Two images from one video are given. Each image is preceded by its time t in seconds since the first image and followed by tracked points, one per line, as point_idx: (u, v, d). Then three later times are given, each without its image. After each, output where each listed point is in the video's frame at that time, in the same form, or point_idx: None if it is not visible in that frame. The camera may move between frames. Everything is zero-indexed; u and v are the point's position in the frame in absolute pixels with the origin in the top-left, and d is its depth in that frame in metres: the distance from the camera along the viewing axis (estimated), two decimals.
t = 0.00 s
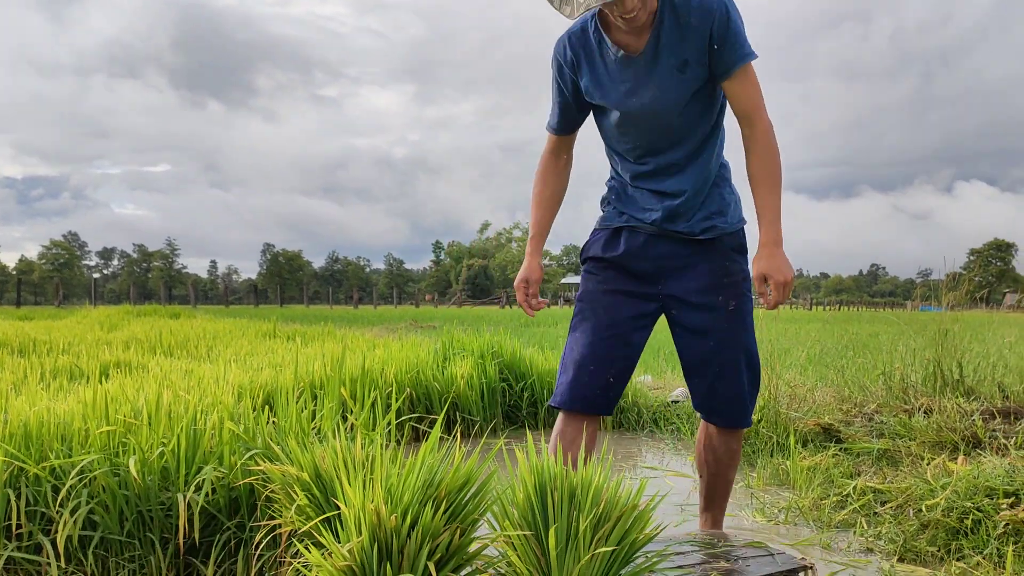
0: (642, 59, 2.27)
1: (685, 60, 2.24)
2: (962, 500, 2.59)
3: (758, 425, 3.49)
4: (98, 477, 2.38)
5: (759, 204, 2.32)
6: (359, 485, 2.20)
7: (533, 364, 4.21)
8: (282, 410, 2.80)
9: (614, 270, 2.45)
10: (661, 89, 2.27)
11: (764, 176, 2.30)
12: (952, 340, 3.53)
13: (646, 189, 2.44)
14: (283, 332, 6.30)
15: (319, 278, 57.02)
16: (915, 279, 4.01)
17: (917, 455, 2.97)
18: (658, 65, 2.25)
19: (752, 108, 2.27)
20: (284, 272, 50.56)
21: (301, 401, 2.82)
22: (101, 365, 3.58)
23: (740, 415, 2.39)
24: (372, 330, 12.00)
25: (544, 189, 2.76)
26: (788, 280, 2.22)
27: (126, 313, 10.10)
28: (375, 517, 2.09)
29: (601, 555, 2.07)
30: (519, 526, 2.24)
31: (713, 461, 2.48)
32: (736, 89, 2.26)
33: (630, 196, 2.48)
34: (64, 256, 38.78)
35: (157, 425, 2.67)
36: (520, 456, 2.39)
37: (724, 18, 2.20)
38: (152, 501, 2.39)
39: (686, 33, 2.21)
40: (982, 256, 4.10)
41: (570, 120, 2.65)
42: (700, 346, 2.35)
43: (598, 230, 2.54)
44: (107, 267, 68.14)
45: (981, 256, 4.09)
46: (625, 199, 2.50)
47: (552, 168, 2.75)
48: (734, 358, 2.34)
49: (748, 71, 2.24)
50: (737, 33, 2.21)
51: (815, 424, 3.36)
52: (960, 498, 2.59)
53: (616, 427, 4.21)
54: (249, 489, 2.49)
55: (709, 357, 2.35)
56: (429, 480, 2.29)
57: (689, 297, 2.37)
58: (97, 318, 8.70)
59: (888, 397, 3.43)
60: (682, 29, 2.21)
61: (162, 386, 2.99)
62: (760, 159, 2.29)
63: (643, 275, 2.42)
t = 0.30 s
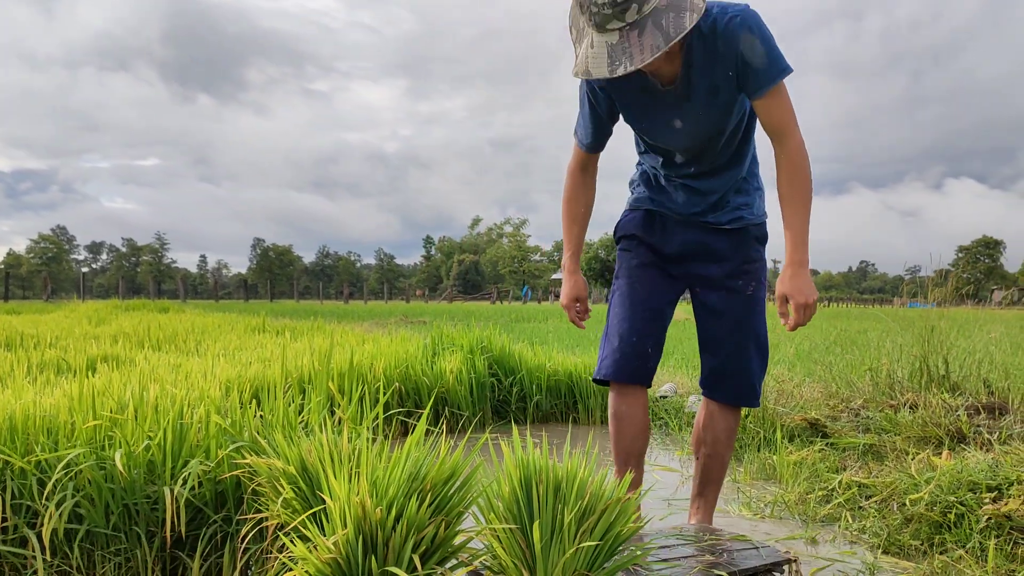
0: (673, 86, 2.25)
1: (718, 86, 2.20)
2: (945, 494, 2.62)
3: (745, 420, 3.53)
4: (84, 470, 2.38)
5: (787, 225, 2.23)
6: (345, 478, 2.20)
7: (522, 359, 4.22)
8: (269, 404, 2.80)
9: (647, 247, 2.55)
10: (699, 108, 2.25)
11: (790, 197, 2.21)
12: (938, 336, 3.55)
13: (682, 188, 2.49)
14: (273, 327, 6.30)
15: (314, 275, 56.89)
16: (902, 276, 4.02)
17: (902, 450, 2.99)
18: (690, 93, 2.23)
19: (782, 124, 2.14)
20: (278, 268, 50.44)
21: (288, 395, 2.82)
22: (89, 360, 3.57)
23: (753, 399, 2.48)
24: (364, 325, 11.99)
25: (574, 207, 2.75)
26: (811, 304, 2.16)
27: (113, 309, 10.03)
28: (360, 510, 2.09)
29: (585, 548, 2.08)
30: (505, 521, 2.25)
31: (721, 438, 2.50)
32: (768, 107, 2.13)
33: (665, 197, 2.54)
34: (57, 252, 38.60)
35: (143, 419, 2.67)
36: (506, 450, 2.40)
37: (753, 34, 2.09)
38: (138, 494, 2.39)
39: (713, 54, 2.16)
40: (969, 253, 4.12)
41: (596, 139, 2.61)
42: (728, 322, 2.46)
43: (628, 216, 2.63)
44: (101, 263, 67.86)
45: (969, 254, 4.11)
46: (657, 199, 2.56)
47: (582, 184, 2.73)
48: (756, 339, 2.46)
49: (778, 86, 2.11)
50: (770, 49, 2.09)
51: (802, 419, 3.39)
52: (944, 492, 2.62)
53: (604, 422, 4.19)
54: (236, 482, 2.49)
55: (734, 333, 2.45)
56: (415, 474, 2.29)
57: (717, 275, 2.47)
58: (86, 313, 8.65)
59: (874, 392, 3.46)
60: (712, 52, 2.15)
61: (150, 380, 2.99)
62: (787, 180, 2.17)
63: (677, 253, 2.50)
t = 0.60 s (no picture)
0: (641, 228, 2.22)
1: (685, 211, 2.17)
2: (931, 494, 2.63)
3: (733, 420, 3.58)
4: (70, 469, 2.37)
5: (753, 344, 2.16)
6: (331, 478, 2.19)
7: (512, 357, 4.23)
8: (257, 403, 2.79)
9: (645, 266, 2.62)
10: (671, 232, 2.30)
11: (756, 321, 2.12)
12: (925, 336, 3.57)
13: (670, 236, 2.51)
14: (262, 325, 6.28)
15: (309, 270, 56.76)
16: (890, 275, 4.04)
17: (888, 450, 3.01)
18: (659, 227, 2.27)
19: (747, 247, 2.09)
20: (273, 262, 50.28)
21: (276, 394, 2.81)
22: (77, 358, 3.56)
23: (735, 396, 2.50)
24: (355, 321, 11.98)
25: (542, 301, 2.51)
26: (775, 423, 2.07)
27: (102, 304, 9.97)
28: (347, 511, 2.08)
29: (572, 548, 2.08)
30: (493, 520, 2.25)
31: (714, 437, 2.52)
32: (730, 230, 2.08)
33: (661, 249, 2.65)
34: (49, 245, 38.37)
35: (130, 418, 2.66)
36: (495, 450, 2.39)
37: (710, 178, 2.04)
38: (124, 494, 2.38)
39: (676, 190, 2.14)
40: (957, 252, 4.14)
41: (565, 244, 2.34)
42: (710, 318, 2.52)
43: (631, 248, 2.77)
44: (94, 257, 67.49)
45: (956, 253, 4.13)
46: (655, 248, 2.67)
47: (552, 279, 2.46)
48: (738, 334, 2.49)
49: (735, 220, 2.06)
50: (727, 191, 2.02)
51: (790, 419, 3.41)
52: (930, 492, 2.63)
53: (594, 420, 4.21)
54: (223, 482, 2.48)
55: (718, 328, 2.49)
56: (402, 474, 2.29)
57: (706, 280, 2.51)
58: (76, 309, 8.60)
59: (862, 392, 3.48)
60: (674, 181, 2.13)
61: (137, 378, 2.98)
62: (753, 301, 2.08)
63: (674, 270, 2.55)
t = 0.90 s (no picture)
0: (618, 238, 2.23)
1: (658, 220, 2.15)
2: (914, 495, 2.65)
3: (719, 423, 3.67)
4: (52, 471, 2.34)
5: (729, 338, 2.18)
6: (315, 480, 2.17)
7: (499, 359, 4.23)
8: (241, 405, 2.78)
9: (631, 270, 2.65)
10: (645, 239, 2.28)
11: (730, 318, 2.13)
12: (909, 339, 3.60)
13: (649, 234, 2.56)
14: (249, 326, 6.26)
15: (301, 271, 56.57)
16: (875, 279, 4.07)
17: (872, 452, 3.03)
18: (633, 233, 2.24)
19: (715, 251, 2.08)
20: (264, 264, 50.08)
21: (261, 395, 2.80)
22: (61, 360, 3.53)
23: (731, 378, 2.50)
24: (344, 323, 11.95)
25: (533, 321, 2.52)
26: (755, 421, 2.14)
27: (88, 305, 9.90)
28: (330, 513, 2.07)
29: (556, 550, 2.07)
30: (477, 521, 2.23)
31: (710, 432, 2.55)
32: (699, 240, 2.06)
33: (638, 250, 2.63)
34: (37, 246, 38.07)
35: (113, 420, 2.63)
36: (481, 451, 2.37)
37: (679, 191, 2.01)
38: (107, 496, 2.36)
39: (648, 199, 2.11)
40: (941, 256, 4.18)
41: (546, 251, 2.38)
42: (704, 303, 2.51)
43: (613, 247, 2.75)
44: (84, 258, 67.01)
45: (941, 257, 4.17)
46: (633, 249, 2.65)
47: (540, 296, 2.49)
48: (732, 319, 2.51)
49: (705, 229, 2.04)
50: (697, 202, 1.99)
51: (776, 421, 3.44)
52: (913, 494, 2.65)
53: (581, 422, 4.23)
54: (206, 484, 2.46)
55: (712, 312, 2.47)
56: (386, 476, 2.27)
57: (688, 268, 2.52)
58: (61, 311, 8.53)
59: (846, 395, 3.51)
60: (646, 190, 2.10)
61: (121, 380, 2.96)
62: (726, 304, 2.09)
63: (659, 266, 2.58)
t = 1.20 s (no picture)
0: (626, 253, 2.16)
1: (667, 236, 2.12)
2: (902, 502, 2.65)
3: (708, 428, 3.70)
4: (37, 480, 2.33)
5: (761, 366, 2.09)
6: (301, 489, 2.16)
7: (489, 365, 4.24)
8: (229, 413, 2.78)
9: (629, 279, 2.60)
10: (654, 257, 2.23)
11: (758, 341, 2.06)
12: (898, 345, 3.62)
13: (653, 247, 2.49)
14: (239, 333, 6.27)
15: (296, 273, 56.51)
16: (865, 284, 4.10)
17: (861, 458, 3.06)
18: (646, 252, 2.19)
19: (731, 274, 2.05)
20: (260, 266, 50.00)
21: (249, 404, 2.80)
22: (48, 366, 3.51)
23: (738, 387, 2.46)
24: (337, 328, 11.97)
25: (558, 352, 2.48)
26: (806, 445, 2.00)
27: (79, 311, 9.90)
28: (316, 522, 2.06)
29: (543, 559, 2.07)
30: (465, 531, 2.23)
31: (724, 442, 2.49)
32: (717, 260, 2.03)
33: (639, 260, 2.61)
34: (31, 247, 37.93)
35: (99, 428, 2.62)
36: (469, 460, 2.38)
37: (694, 208, 1.98)
38: (93, 505, 2.34)
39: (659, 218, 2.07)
40: (930, 262, 4.21)
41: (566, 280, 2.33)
42: (705, 322, 2.49)
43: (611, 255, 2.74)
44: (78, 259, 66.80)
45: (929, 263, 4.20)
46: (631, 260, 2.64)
47: (563, 324, 2.46)
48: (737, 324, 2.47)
49: (721, 248, 2.01)
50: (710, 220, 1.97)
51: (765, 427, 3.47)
52: (901, 500, 2.65)
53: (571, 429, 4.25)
54: (193, 493, 2.46)
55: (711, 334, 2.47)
56: (373, 485, 2.27)
57: (686, 281, 2.50)
58: (51, 317, 8.51)
59: (835, 401, 3.53)
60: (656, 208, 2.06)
61: (108, 388, 2.96)
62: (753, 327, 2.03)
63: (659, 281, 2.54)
